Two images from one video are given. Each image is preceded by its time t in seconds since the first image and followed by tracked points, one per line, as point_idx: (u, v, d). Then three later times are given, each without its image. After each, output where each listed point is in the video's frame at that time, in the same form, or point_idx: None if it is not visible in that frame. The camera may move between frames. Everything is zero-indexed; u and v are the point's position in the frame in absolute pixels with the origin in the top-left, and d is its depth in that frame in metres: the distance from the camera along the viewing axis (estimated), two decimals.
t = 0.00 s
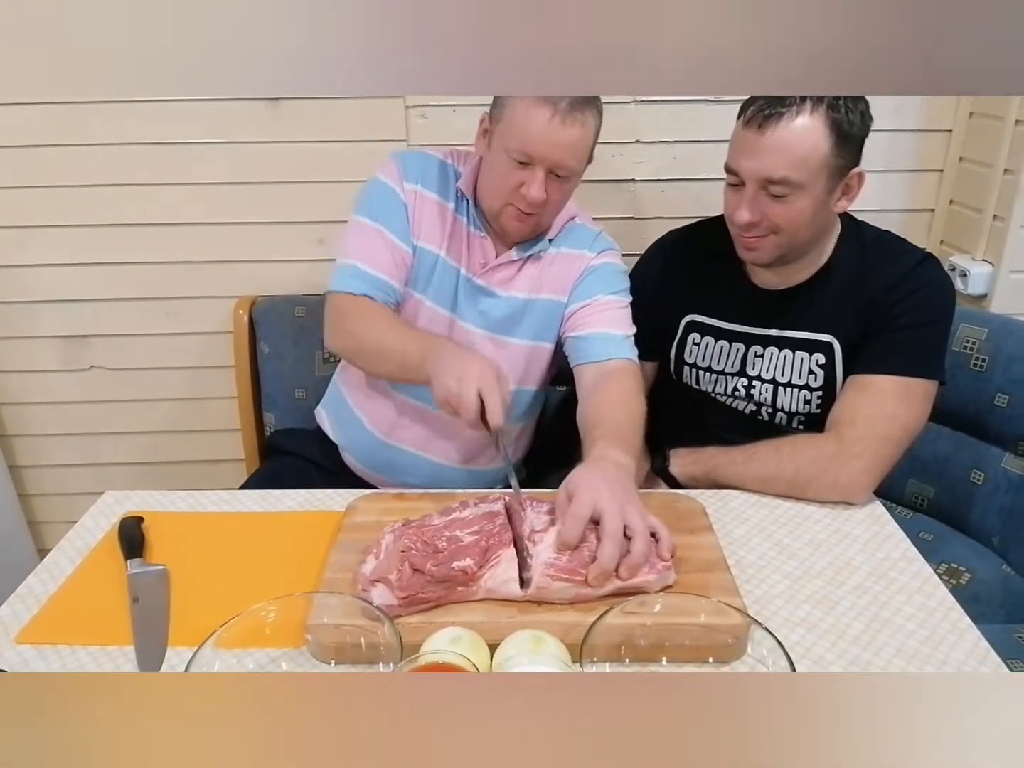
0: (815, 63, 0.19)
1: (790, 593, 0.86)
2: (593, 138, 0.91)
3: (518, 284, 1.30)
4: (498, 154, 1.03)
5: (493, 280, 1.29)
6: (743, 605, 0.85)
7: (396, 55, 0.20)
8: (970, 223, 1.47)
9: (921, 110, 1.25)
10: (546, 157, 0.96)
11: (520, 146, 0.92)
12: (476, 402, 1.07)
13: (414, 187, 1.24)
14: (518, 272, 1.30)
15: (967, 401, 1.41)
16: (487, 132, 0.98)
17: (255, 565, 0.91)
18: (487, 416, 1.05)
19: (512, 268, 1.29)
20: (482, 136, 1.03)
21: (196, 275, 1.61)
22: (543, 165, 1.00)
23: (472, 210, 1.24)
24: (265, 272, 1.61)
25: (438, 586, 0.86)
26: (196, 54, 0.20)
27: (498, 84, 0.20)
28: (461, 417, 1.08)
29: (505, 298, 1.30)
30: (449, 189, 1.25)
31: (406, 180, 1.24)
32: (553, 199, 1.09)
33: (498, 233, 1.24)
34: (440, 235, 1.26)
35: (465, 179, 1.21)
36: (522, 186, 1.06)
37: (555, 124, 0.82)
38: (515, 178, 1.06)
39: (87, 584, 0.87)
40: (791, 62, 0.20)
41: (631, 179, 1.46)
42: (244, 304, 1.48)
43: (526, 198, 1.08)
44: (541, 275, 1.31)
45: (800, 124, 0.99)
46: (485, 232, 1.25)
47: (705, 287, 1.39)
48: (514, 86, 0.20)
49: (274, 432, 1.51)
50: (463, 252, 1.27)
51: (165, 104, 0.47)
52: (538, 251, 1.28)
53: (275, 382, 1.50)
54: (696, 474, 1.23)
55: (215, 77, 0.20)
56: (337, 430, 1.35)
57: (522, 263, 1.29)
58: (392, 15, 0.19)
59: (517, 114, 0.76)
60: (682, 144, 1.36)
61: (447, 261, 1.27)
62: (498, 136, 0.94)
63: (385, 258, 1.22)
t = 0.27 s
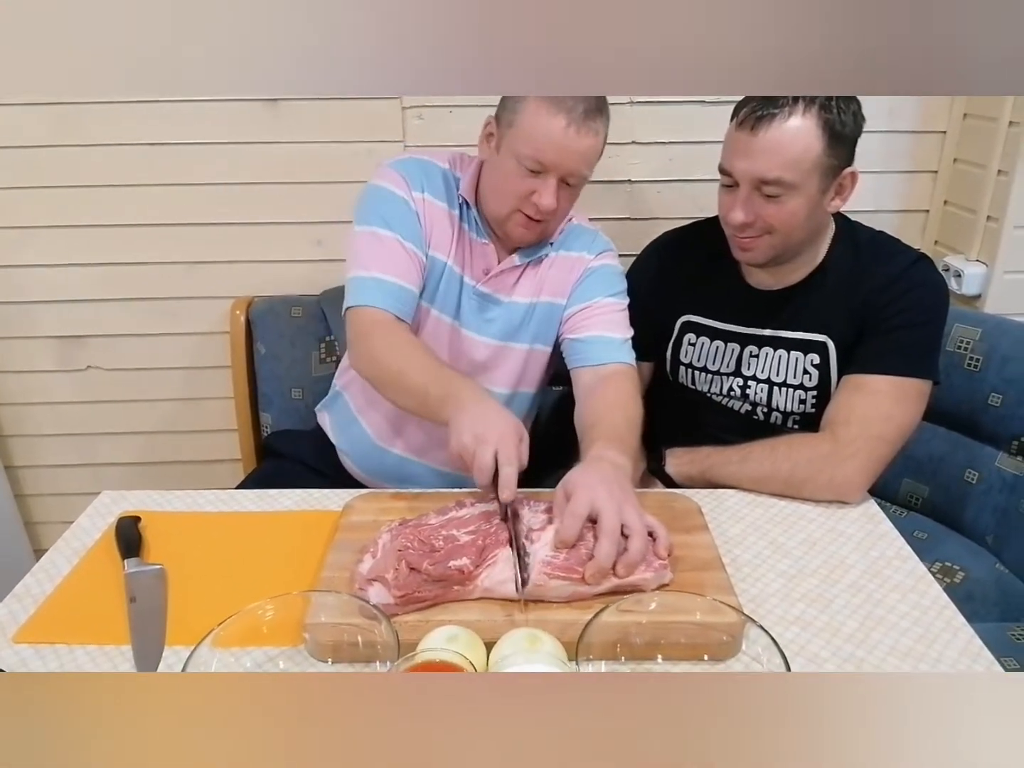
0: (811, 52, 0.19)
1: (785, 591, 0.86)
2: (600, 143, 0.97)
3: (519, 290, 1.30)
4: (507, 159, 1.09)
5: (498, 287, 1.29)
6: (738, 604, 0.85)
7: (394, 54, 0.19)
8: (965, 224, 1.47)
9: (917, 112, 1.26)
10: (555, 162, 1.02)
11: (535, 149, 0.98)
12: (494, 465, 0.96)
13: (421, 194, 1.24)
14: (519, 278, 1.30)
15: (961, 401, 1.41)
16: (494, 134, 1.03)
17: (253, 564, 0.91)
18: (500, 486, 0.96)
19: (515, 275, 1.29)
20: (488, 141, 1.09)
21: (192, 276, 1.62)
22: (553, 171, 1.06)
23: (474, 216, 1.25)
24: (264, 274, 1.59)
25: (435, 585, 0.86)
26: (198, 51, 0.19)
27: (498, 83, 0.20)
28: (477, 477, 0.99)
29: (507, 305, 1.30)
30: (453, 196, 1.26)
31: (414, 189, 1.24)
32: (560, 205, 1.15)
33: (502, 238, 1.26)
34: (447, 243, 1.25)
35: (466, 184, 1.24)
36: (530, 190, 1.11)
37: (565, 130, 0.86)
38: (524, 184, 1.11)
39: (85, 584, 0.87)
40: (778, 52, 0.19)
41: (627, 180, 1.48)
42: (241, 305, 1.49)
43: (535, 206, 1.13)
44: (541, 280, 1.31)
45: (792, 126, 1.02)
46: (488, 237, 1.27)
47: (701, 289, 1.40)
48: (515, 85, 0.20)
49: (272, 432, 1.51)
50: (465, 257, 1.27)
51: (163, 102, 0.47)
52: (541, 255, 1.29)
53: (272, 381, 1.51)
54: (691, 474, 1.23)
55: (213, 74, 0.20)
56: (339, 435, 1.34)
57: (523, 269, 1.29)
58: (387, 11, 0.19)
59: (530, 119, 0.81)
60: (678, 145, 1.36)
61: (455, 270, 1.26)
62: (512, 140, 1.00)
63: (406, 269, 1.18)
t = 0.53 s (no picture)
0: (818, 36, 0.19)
1: (785, 586, 0.86)
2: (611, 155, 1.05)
3: (522, 289, 1.30)
4: (520, 170, 1.14)
5: (504, 284, 1.28)
6: (738, 598, 0.85)
7: (404, 55, 0.19)
8: (965, 219, 1.50)
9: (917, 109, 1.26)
10: (568, 171, 1.08)
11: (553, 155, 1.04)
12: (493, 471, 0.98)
13: (422, 192, 1.24)
14: (521, 278, 1.29)
15: (961, 397, 1.42)
16: (512, 145, 1.11)
17: (255, 558, 0.91)
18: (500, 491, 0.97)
19: (519, 274, 1.29)
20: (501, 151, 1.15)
21: (190, 272, 1.60)
22: (565, 181, 1.11)
23: (475, 214, 1.26)
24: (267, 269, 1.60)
25: (436, 579, 0.87)
26: (201, 53, 0.19)
27: (510, 84, 0.19)
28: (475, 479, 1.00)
29: (509, 305, 1.30)
30: (454, 195, 1.26)
31: (415, 186, 1.24)
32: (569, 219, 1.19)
33: (506, 237, 1.26)
34: (448, 240, 1.25)
35: (467, 182, 1.25)
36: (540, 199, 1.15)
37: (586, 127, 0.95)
38: (535, 196, 1.16)
39: (88, 578, 0.87)
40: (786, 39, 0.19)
41: (628, 176, 1.49)
42: (243, 301, 1.49)
43: (546, 218, 1.17)
44: (542, 280, 1.30)
45: (791, 122, 1.04)
46: (489, 235, 1.27)
47: (700, 287, 1.40)
48: (528, 85, 0.19)
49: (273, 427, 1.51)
50: (468, 255, 1.27)
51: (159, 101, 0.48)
52: (545, 253, 1.29)
53: (273, 377, 1.50)
54: (692, 469, 1.24)
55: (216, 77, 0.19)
56: (339, 430, 1.34)
57: (527, 268, 1.29)
58: (396, 10, 0.19)
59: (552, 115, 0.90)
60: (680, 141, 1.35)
61: (456, 267, 1.26)
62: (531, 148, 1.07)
63: (408, 267, 1.18)
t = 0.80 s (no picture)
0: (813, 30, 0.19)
1: (783, 581, 0.87)
2: (607, 152, 1.02)
3: (522, 280, 1.31)
4: (517, 167, 1.12)
5: (503, 275, 1.29)
6: (736, 592, 0.85)
7: (403, 55, 0.19)
8: (964, 217, 1.48)
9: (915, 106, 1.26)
10: (565, 169, 1.06)
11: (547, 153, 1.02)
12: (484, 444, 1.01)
13: (421, 180, 1.25)
14: (519, 271, 1.30)
15: (959, 393, 1.42)
16: (506, 143, 1.09)
17: (256, 552, 0.92)
18: (494, 464, 0.98)
19: (517, 266, 1.29)
20: (497, 146, 1.12)
21: (194, 268, 1.62)
22: (561, 178, 1.10)
23: (474, 204, 1.26)
24: (267, 267, 1.61)
25: (436, 573, 0.87)
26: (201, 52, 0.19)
27: (509, 84, 0.20)
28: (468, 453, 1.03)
29: (508, 296, 1.30)
30: (454, 184, 1.28)
31: (413, 174, 1.25)
32: (568, 212, 1.18)
33: (503, 231, 1.26)
34: (445, 227, 1.27)
35: (468, 174, 1.26)
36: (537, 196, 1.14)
37: (580, 130, 0.91)
38: (532, 192, 1.15)
39: (89, 573, 0.87)
40: (781, 30, 0.19)
41: (627, 174, 1.48)
42: (242, 298, 1.49)
43: (543, 212, 1.17)
44: (541, 273, 1.31)
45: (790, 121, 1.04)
46: (489, 226, 1.27)
47: (698, 285, 1.40)
48: (527, 84, 0.20)
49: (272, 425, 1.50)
50: (466, 246, 1.28)
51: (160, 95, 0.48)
52: (544, 247, 1.29)
53: (274, 373, 1.50)
54: (690, 465, 1.24)
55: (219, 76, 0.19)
56: (339, 424, 1.34)
57: (525, 260, 1.29)
58: (394, 11, 0.19)
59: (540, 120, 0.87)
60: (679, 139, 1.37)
61: (452, 256, 1.27)
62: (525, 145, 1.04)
63: (401, 254, 1.20)
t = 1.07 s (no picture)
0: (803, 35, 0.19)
1: (781, 582, 0.87)
2: (601, 151, 1.02)
3: (518, 278, 1.31)
4: (511, 166, 1.12)
5: (498, 272, 1.29)
6: (734, 593, 0.85)
7: (402, 56, 0.19)
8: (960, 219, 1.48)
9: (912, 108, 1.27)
10: (557, 168, 1.06)
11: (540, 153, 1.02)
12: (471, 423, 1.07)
13: (417, 176, 1.26)
14: (515, 269, 1.30)
15: (956, 394, 1.42)
16: (500, 142, 1.09)
17: (256, 555, 0.92)
18: (480, 442, 1.05)
19: (513, 264, 1.30)
20: (492, 146, 1.12)
21: (193, 272, 1.62)
22: (554, 177, 1.10)
23: (471, 200, 1.27)
24: (267, 271, 1.60)
25: (436, 575, 0.87)
26: (205, 53, 0.19)
27: (509, 83, 0.20)
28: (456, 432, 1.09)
29: (503, 294, 1.30)
30: (451, 182, 1.28)
31: (408, 170, 1.27)
32: (561, 209, 1.19)
33: (499, 230, 1.27)
34: (440, 224, 1.28)
35: (467, 170, 1.26)
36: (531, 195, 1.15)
37: (572, 130, 0.92)
38: (525, 190, 1.15)
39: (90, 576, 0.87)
40: (772, 34, 0.19)
41: (625, 177, 1.49)
42: (242, 302, 1.50)
43: (537, 211, 1.17)
44: (537, 272, 1.31)
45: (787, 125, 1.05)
46: (485, 225, 1.27)
47: (694, 287, 1.41)
48: (525, 83, 0.20)
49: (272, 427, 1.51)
50: (462, 244, 1.28)
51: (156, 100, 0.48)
52: (540, 247, 1.29)
53: (274, 378, 1.50)
54: (689, 467, 1.24)
55: (223, 78, 0.19)
56: (338, 423, 1.35)
57: (522, 260, 1.30)
58: (392, 12, 0.19)
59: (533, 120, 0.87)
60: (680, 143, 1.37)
61: (447, 253, 1.28)
62: (518, 145, 1.04)
63: (389, 249, 1.23)
